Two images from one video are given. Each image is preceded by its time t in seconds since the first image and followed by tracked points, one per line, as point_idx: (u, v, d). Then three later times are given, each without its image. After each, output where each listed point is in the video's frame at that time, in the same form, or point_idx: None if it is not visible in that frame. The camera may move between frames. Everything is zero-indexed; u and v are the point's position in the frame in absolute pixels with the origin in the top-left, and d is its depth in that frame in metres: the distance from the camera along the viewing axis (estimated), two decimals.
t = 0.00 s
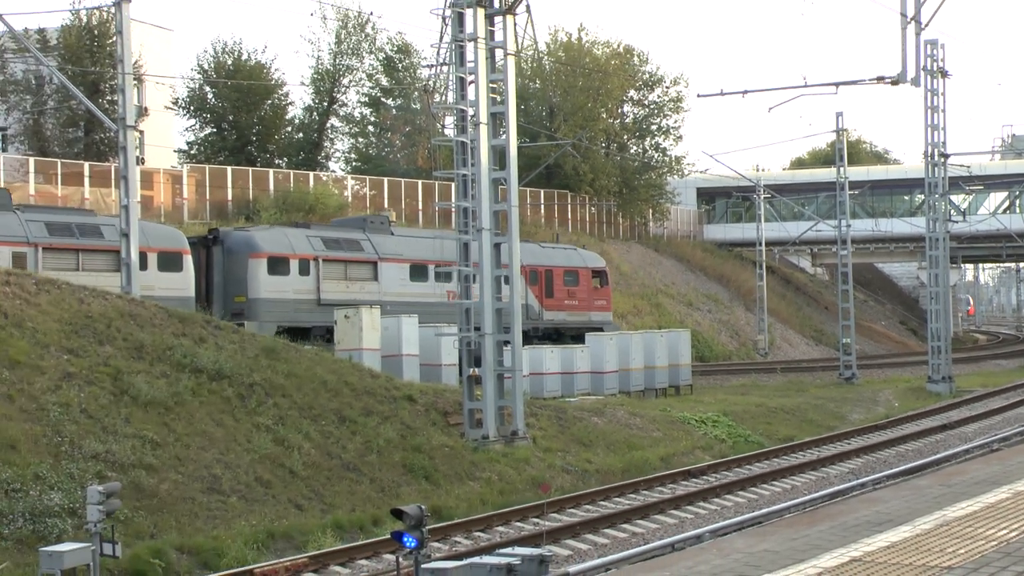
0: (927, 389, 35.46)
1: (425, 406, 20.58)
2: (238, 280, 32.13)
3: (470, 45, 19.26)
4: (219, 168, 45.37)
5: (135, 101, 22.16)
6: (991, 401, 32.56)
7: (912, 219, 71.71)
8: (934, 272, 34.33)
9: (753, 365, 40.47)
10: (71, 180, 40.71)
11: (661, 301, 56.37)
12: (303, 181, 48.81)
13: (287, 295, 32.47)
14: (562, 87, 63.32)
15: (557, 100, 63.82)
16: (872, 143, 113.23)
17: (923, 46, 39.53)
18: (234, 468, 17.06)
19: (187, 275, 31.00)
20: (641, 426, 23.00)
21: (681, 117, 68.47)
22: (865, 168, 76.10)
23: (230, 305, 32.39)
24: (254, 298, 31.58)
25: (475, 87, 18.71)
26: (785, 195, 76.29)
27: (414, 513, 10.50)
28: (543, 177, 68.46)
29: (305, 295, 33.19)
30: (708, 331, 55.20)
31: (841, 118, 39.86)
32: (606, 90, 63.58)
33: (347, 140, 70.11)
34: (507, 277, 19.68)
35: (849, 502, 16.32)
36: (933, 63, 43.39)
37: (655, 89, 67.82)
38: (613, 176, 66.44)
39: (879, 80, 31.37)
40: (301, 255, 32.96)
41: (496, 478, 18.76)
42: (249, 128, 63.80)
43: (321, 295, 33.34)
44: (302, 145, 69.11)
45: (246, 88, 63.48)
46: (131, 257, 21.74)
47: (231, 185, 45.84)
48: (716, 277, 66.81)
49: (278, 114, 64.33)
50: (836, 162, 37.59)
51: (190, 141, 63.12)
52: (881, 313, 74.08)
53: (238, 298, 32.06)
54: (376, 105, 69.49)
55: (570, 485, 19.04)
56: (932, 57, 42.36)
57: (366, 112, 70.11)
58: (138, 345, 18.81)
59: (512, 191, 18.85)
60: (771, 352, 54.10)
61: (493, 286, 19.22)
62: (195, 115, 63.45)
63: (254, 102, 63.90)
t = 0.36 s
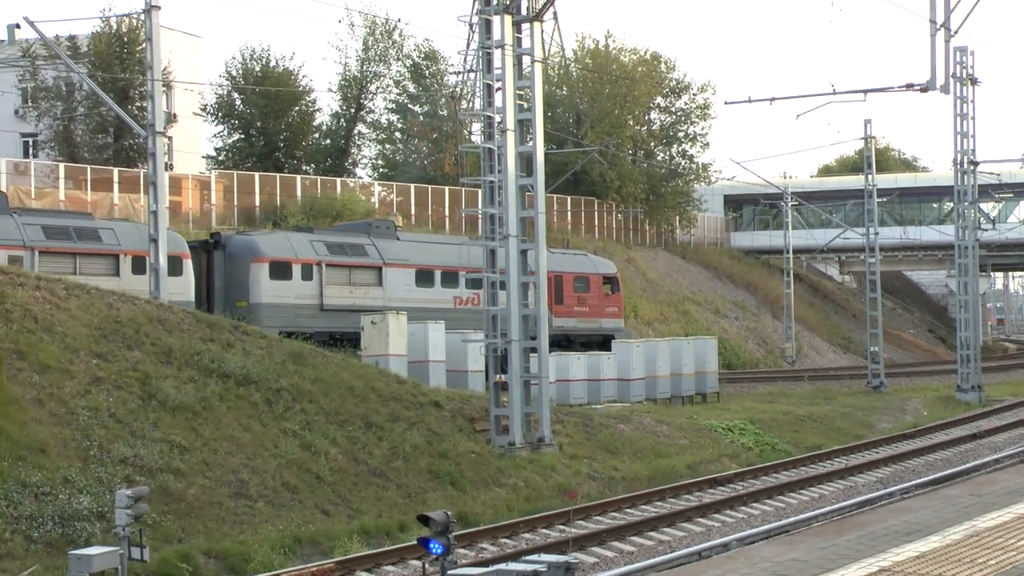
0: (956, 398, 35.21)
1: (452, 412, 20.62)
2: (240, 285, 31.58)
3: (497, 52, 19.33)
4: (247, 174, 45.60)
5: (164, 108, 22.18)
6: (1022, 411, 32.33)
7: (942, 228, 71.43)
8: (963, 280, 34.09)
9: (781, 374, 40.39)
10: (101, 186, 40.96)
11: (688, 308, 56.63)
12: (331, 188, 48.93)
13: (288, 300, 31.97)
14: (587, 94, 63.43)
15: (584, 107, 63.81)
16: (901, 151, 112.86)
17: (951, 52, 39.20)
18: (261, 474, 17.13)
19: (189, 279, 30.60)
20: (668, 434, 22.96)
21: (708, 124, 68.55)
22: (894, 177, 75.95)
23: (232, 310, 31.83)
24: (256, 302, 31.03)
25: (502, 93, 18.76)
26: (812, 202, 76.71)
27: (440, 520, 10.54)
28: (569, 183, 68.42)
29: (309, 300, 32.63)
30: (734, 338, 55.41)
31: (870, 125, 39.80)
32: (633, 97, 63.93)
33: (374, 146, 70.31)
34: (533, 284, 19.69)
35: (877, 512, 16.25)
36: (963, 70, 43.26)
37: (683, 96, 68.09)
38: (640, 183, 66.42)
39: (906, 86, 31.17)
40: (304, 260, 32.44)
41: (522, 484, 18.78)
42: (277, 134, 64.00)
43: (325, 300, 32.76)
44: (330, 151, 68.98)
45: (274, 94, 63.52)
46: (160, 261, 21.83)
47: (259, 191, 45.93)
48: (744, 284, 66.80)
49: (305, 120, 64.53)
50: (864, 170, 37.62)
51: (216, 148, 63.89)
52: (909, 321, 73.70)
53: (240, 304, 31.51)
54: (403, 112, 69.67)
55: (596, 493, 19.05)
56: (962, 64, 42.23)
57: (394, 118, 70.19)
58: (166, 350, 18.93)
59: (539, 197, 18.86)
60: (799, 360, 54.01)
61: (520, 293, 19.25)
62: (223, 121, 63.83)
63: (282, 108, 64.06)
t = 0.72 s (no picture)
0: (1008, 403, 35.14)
1: (497, 416, 20.68)
2: (260, 288, 31.61)
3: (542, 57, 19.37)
4: (293, 179, 45.94)
5: (211, 112, 22.88)
6: None
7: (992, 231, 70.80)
8: (1014, 284, 33.72)
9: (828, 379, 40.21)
10: (149, 191, 41.33)
11: (734, 313, 56.63)
12: (377, 193, 49.17)
13: (310, 303, 31.85)
14: (633, 98, 63.59)
15: (629, 111, 63.95)
16: (949, 155, 112.03)
17: (999, 53, 38.80)
18: (308, 477, 17.20)
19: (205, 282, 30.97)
20: (715, 438, 22.90)
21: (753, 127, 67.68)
22: (942, 179, 75.60)
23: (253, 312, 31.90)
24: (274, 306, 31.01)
25: (548, 98, 18.88)
26: (859, 206, 76.70)
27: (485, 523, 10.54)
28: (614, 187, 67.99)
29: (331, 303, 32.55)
30: (781, 342, 55.26)
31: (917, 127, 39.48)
32: (678, 101, 63.91)
33: (418, 150, 70.08)
34: (578, 288, 19.72)
35: (927, 518, 16.12)
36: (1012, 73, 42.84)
37: (728, 100, 67.40)
38: (685, 186, 66.30)
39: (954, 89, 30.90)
40: (325, 263, 32.36)
41: (568, 489, 18.79)
42: (322, 139, 64.26)
43: (347, 304, 32.66)
44: (375, 156, 68.86)
45: (320, 100, 63.66)
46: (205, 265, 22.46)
47: (305, 196, 46.32)
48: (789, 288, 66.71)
49: (351, 125, 64.92)
50: (912, 173, 37.34)
51: (265, 153, 63.28)
52: (958, 325, 73.04)
53: (260, 307, 31.55)
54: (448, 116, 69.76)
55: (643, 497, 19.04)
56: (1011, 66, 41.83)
57: (439, 123, 70.11)
58: (214, 354, 19.10)
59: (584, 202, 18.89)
60: (846, 364, 53.88)
61: (565, 297, 19.35)
62: (270, 126, 63.99)
63: (328, 113, 64.19)
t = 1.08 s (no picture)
0: None
1: (533, 423, 20.74)
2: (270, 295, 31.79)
3: (578, 65, 19.60)
4: (328, 187, 46.15)
5: (248, 121, 23.21)
6: None
7: None
8: None
9: (866, 386, 40.22)
10: (186, 200, 41.54)
11: (770, 319, 56.52)
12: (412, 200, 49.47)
13: (320, 310, 31.99)
14: (668, 105, 63.54)
15: (664, 118, 64.03)
16: (987, 160, 111.63)
17: None
18: (344, 484, 17.23)
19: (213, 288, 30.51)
20: (751, 445, 22.90)
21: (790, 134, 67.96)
22: (979, 185, 75.54)
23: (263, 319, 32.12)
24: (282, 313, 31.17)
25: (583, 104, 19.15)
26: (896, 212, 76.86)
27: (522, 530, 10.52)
28: (650, 195, 68.14)
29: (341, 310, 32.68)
30: (817, 349, 55.01)
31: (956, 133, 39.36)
32: (713, 107, 63.47)
33: (454, 158, 70.60)
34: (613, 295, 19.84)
35: (965, 526, 16.02)
36: None
37: (763, 106, 67.44)
38: (721, 194, 66.47)
39: (990, 95, 30.81)
40: (335, 270, 32.49)
41: (603, 496, 18.82)
42: (358, 147, 64.69)
43: (358, 311, 32.77)
44: (410, 164, 68.56)
45: (356, 107, 64.28)
46: (245, 274, 23.24)
47: (340, 204, 46.48)
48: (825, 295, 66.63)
49: (386, 133, 64.97)
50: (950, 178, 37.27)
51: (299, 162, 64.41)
52: (994, 332, 72.67)
53: (269, 314, 31.75)
54: (483, 123, 69.88)
55: (679, 504, 19.05)
56: None
57: (474, 130, 70.82)
58: (250, 361, 19.21)
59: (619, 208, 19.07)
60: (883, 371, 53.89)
61: (600, 305, 19.50)
62: (306, 135, 64.90)
63: (364, 120, 64.72)
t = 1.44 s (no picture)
0: None
1: (556, 425, 20.80)
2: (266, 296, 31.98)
3: (601, 67, 19.78)
4: (352, 190, 46.39)
5: (271, 123, 23.28)
6: None
7: None
8: None
9: (891, 389, 40.27)
10: (210, 203, 42.19)
11: (794, 321, 56.44)
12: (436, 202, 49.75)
13: (317, 312, 32.13)
14: (691, 106, 63.68)
15: (687, 120, 64.12)
16: (1014, 161, 111.33)
17: None
18: (368, 486, 17.27)
19: (207, 288, 30.39)
20: (775, 447, 22.90)
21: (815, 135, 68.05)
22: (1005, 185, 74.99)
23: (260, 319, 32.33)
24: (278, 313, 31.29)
25: (607, 106, 19.33)
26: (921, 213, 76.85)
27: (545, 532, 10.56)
28: (673, 196, 68.35)
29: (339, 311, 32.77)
30: (841, 350, 54.86)
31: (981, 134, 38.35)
32: (737, 108, 64.07)
33: (477, 160, 72.17)
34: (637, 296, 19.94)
35: (992, 528, 15.93)
36: None
37: (788, 107, 67.86)
38: (744, 195, 66.61)
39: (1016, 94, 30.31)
40: (333, 271, 32.60)
41: (627, 497, 18.87)
42: (381, 149, 64.72)
43: (356, 312, 32.85)
44: (433, 165, 70.24)
45: (380, 110, 64.55)
46: (268, 278, 23.15)
47: (364, 206, 46.62)
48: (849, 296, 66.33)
49: (409, 135, 65.21)
50: (974, 179, 36.45)
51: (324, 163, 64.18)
52: (1021, 334, 72.39)
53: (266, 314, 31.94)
54: (506, 125, 70.19)
55: (703, 506, 19.05)
56: None
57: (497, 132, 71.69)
58: (274, 363, 19.30)
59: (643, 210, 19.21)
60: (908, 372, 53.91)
61: (624, 307, 19.64)
62: (329, 137, 64.85)
63: (387, 123, 64.95)
